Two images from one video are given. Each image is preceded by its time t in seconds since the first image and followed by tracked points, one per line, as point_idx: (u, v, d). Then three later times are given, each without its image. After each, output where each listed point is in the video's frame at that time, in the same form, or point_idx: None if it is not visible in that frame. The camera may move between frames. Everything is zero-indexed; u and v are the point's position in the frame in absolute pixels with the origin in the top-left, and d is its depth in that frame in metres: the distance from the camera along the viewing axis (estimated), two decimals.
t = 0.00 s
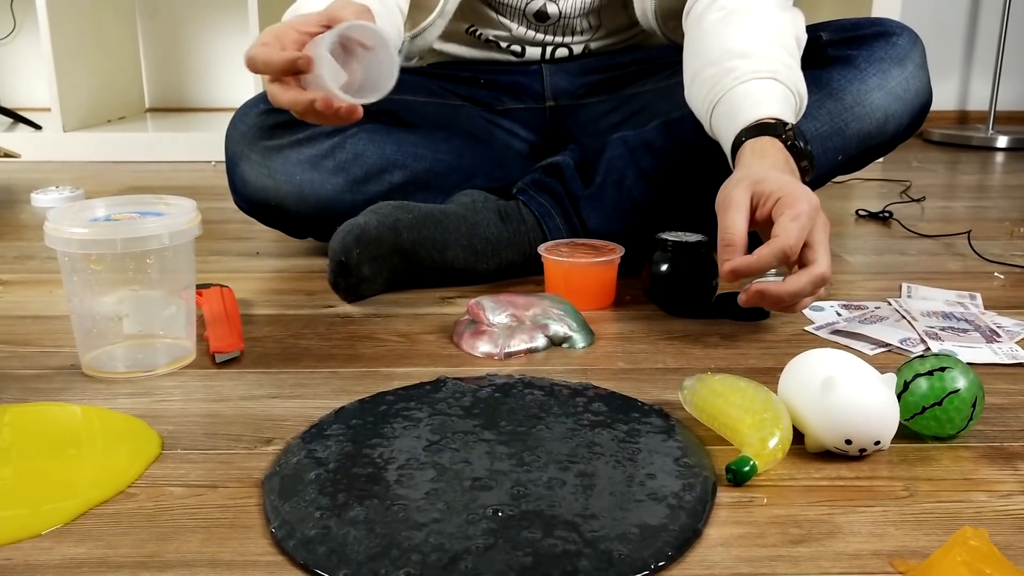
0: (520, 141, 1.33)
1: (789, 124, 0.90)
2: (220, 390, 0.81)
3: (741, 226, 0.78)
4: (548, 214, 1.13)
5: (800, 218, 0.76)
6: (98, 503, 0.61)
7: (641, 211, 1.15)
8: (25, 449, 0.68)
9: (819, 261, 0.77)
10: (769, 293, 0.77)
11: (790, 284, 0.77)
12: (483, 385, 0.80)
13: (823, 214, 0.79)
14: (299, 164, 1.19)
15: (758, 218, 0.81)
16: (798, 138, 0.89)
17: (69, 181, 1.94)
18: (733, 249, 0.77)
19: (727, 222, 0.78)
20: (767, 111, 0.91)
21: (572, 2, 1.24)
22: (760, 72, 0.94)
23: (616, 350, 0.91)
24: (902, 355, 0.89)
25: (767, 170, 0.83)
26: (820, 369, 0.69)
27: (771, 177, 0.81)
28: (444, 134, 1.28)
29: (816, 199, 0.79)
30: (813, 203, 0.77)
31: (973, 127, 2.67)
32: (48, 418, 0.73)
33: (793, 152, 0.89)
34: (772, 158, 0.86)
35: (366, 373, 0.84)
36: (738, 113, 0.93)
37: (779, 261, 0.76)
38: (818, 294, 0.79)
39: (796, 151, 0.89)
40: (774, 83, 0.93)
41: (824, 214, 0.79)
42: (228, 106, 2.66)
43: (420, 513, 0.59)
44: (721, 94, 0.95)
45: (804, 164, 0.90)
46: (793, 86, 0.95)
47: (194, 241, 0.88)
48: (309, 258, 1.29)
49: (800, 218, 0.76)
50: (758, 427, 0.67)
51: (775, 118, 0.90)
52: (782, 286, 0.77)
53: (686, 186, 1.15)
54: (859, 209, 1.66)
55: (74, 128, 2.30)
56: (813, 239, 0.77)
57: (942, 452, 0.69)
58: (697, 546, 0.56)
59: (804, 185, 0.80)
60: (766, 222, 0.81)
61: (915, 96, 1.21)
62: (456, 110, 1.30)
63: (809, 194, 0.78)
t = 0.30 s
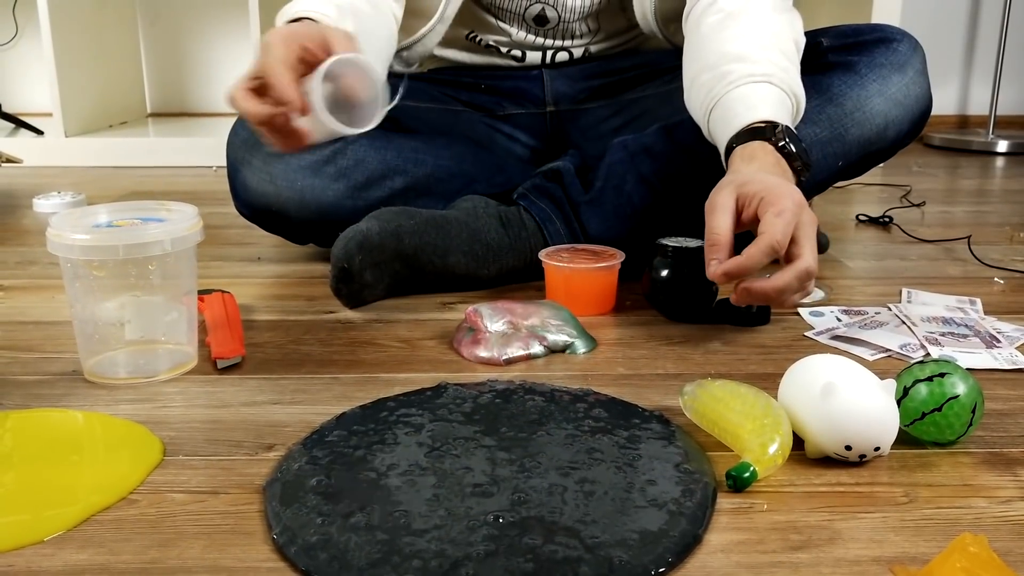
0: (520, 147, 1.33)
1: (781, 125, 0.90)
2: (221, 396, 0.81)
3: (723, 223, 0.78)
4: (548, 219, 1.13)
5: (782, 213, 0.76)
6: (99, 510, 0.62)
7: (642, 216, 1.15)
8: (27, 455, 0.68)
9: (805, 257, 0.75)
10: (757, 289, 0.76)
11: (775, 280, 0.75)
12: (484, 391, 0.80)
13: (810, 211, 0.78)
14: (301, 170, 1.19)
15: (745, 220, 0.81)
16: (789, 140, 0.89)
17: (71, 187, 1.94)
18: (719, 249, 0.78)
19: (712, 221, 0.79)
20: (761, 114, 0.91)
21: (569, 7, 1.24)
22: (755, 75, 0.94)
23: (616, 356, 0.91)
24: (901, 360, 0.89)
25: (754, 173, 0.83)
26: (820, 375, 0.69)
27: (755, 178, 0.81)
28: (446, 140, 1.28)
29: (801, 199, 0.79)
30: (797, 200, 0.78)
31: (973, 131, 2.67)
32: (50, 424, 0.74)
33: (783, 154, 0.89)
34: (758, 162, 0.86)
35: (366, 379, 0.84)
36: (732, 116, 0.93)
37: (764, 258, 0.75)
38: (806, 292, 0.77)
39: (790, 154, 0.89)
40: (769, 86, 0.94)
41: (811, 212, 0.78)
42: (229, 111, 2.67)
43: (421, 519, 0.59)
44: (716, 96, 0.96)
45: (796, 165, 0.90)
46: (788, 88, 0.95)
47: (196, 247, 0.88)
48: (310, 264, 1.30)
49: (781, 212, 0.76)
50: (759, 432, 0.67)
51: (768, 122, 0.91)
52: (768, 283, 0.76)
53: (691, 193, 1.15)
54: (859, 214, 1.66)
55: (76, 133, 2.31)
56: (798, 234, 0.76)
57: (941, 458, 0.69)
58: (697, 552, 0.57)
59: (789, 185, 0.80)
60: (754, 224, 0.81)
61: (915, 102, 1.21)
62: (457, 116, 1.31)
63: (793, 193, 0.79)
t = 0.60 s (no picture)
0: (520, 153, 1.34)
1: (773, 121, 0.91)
2: (222, 402, 0.81)
3: (708, 214, 0.80)
4: (547, 224, 1.14)
5: (764, 199, 0.77)
6: (100, 516, 0.62)
7: (643, 223, 1.16)
8: (28, 462, 0.69)
9: (791, 239, 0.77)
10: (744, 276, 0.78)
11: (763, 264, 0.77)
12: (484, 398, 0.80)
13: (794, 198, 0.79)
14: (303, 174, 1.20)
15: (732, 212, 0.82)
16: (778, 135, 0.90)
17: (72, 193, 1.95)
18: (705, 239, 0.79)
19: (696, 212, 0.80)
20: (754, 112, 0.92)
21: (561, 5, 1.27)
22: (750, 75, 0.95)
23: (616, 362, 0.91)
24: (902, 367, 0.89)
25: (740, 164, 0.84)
26: (820, 381, 0.69)
27: (738, 168, 0.83)
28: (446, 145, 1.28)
29: (783, 184, 0.81)
30: (777, 185, 0.79)
31: (973, 137, 2.67)
32: (52, 431, 0.74)
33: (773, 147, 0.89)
34: (746, 154, 0.87)
35: (368, 386, 0.84)
36: (726, 115, 0.94)
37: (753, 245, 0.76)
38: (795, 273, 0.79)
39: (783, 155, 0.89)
40: (764, 86, 0.94)
41: (795, 199, 0.80)
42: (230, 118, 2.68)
43: (421, 526, 0.59)
44: (711, 98, 0.96)
45: (787, 160, 0.90)
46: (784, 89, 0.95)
47: (197, 253, 0.89)
48: (311, 270, 1.30)
49: (762, 196, 0.78)
50: (759, 439, 0.67)
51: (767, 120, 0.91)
52: (757, 266, 0.77)
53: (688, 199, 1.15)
54: (859, 220, 1.66)
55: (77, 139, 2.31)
56: (783, 218, 0.78)
57: (942, 465, 0.69)
58: (698, 559, 0.57)
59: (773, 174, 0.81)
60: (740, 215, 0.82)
61: (915, 104, 1.21)
62: (458, 124, 1.31)
63: (774, 178, 0.80)
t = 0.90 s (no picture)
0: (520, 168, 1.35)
1: (734, 101, 0.93)
2: (224, 418, 0.81)
3: (646, 192, 0.83)
4: (547, 239, 1.13)
5: (697, 176, 0.81)
6: (102, 533, 0.62)
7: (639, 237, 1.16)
8: (31, 478, 0.69)
9: (728, 213, 0.81)
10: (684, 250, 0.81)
11: (700, 237, 0.81)
12: (485, 414, 0.80)
13: (730, 171, 0.83)
14: (305, 185, 1.20)
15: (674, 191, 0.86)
16: (739, 116, 0.91)
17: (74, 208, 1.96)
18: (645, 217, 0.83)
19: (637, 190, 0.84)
20: (724, 95, 0.94)
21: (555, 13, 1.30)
22: (725, 64, 0.97)
23: (616, 378, 0.91)
24: (901, 382, 0.89)
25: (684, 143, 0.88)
26: (819, 397, 0.70)
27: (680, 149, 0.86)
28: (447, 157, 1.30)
29: (722, 162, 0.84)
30: (712, 164, 0.83)
31: (972, 151, 2.68)
32: (54, 447, 0.74)
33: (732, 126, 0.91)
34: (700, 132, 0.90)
35: (369, 402, 0.85)
36: (698, 100, 0.97)
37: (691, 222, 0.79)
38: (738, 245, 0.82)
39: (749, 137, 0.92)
40: (739, 73, 0.97)
41: (732, 172, 0.83)
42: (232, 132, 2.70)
43: (422, 543, 0.59)
44: (690, 88, 1.00)
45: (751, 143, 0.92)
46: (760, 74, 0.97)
47: (200, 269, 0.89)
48: (313, 285, 1.31)
49: (696, 177, 0.81)
50: (758, 456, 0.67)
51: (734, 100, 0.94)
52: (695, 240, 0.81)
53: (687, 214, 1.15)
54: (858, 235, 1.67)
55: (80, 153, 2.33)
56: (718, 194, 0.81)
57: (940, 481, 0.69)
58: None
59: (711, 151, 0.84)
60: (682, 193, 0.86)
61: (908, 110, 1.22)
62: (457, 139, 1.33)
63: (712, 158, 0.84)
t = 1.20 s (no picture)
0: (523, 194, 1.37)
1: (624, 135, 0.89)
2: (228, 442, 0.82)
3: (518, 282, 0.84)
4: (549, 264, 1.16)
5: (556, 268, 0.79)
6: (106, 558, 0.62)
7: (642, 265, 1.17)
8: (36, 503, 0.69)
9: (591, 299, 0.80)
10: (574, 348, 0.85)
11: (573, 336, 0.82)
12: (486, 438, 0.81)
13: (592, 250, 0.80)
14: (309, 211, 1.22)
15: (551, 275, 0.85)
16: (630, 154, 0.87)
17: (79, 231, 1.97)
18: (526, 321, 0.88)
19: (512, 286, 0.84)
20: (621, 127, 0.91)
21: (548, 42, 1.31)
22: (640, 88, 0.95)
23: (618, 402, 0.92)
24: (901, 406, 0.90)
25: (555, 216, 0.83)
26: (820, 421, 0.70)
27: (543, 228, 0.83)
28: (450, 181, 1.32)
29: (585, 233, 0.80)
30: (570, 244, 0.80)
31: (971, 172, 2.70)
32: (59, 472, 0.75)
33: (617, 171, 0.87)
34: (582, 188, 0.85)
35: (372, 426, 0.85)
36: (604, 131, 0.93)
37: (580, 326, 0.81)
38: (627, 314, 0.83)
39: (648, 175, 0.88)
40: (646, 99, 0.93)
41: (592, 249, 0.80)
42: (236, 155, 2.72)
43: (424, 568, 0.60)
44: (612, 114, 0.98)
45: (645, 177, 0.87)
46: (664, 97, 0.94)
47: (204, 294, 0.90)
48: (315, 308, 1.31)
49: (551, 266, 0.80)
50: (758, 480, 0.68)
51: (627, 132, 0.89)
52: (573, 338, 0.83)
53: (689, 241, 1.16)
54: (858, 257, 1.68)
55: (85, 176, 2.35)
56: (580, 279, 0.79)
57: (941, 505, 0.69)
58: None
59: (569, 232, 0.80)
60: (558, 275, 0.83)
61: (905, 136, 1.23)
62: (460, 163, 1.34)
63: (571, 236, 0.80)
